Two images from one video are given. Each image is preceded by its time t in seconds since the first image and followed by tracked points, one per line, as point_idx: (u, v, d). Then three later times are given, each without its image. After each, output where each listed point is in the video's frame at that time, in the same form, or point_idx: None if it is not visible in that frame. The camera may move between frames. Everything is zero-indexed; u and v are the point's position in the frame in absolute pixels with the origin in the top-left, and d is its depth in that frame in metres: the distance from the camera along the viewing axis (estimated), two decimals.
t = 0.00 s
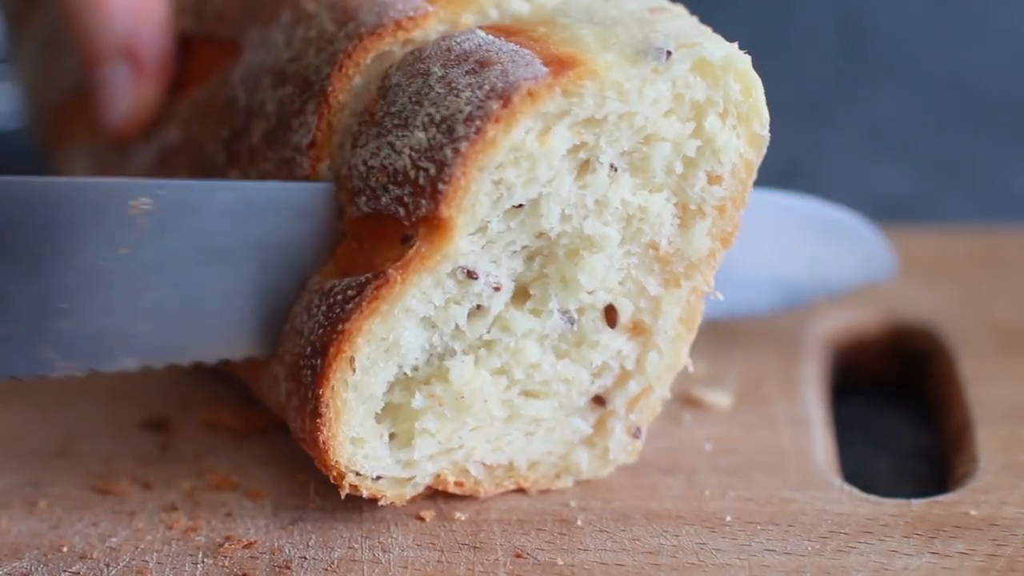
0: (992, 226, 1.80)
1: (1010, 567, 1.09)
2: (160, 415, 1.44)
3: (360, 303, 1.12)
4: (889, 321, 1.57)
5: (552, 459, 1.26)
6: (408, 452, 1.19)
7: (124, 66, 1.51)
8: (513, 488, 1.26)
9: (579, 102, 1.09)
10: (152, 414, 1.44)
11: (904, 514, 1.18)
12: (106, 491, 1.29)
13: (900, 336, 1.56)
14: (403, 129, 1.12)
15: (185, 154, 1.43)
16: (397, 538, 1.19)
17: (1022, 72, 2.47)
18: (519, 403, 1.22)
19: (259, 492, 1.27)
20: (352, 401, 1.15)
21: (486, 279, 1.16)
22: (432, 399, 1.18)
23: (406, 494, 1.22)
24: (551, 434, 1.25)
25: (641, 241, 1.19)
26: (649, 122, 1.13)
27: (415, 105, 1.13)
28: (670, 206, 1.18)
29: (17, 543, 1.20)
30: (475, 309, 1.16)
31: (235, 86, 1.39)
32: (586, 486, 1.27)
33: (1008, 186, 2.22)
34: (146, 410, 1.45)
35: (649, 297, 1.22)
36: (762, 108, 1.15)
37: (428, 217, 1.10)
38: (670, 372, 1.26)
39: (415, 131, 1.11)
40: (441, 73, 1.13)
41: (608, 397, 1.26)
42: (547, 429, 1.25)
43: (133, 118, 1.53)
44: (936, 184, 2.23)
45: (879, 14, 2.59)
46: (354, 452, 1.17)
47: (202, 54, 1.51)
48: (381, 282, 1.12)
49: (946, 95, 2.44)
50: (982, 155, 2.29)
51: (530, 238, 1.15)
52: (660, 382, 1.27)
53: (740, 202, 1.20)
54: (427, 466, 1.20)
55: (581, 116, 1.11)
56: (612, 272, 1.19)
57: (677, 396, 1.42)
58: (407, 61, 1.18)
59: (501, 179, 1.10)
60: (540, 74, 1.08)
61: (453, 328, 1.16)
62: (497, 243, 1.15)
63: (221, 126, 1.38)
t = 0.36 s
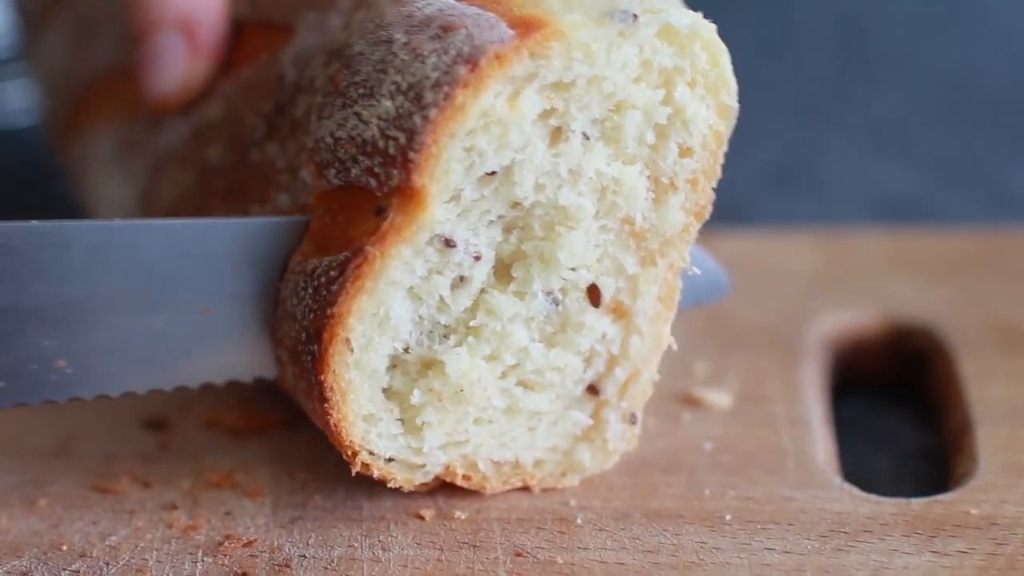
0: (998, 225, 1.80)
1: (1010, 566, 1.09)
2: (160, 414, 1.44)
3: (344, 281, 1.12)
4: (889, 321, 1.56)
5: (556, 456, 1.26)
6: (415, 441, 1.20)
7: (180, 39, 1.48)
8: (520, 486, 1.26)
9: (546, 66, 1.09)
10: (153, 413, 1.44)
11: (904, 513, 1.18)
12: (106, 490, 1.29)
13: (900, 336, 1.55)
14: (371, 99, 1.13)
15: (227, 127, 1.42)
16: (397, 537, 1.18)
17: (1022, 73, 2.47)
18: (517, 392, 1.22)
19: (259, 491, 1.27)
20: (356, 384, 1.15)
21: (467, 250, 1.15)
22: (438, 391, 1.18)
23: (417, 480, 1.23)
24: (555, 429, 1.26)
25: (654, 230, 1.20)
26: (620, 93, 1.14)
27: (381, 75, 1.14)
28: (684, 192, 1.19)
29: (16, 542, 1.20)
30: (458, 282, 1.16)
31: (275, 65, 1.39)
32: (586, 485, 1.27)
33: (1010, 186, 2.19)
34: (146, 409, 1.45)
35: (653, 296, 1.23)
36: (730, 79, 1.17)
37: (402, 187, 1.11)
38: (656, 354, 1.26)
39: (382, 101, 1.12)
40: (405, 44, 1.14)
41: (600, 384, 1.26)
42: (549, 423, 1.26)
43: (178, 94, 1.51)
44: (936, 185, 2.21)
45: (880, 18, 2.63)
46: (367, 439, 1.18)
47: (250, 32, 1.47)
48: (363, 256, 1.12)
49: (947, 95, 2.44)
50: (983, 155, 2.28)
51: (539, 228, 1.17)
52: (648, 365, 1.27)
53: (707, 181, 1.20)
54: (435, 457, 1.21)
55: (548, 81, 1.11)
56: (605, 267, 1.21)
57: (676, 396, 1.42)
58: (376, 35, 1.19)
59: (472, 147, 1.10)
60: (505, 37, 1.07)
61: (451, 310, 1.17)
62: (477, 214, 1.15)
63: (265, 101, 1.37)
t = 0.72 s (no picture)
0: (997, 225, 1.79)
1: (1011, 564, 1.08)
2: (159, 413, 1.44)
3: (410, 239, 1.13)
4: (889, 320, 1.57)
5: (584, 445, 1.27)
6: (457, 409, 1.21)
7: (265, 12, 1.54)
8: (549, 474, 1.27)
9: (630, 54, 1.11)
10: (152, 411, 1.44)
11: (905, 511, 1.17)
12: (106, 488, 1.29)
13: (900, 336, 1.56)
14: (454, 66, 1.14)
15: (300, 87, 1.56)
16: (397, 535, 1.18)
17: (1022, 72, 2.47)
18: (557, 373, 1.24)
19: (260, 488, 1.28)
20: (408, 345, 1.17)
21: (526, 224, 1.17)
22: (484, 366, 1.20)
23: (454, 449, 1.23)
24: (584, 416, 1.27)
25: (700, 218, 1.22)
26: (693, 85, 1.16)
27: (467, 44, 1.15)
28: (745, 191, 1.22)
29: (16, 540, 1.20)
30: (513, 255, 1.17)
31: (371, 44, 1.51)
32: (586, 484, 1.27)
33: (1011, 185, 2.20)
34: (146, 409, 1.45)
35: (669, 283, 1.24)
36: (796, 90, 1.19)
37: (478, 152, 1.11)
38: (690, 348, 1.28)
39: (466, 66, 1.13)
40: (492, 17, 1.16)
41: (635, 373, 1.28)
42: (584, 408, 1.27)
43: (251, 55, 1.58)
44: (936, 185, 2.21)
45: (880, 16, 2.60)
46: (413, 400, 1.19)
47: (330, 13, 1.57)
48: (432, 215, 1.13)
49: (946, 96, 2.45)
50: (984, 156, 2.28)
51: (597, 211, 1.19)
52: (681, 359, 1.29)
53: (758, 187, 1.23)
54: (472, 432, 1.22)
55: (627, 69, 1.12)
56: (654, 256, 1.23)
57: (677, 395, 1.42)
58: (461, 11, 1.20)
59: (548, 122, 1.11)
60: (597, 20, 1.09)
61: (508, 280, 1.18)
62: (538, 188, 1.16)
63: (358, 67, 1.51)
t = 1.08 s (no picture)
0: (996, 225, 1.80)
1: (1011, 566, 1.08)
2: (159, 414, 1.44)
3: (439, 219, 1.13)
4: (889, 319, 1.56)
5: (592, 446, 1.28)
6: (470, 398, 1.20)
7: None
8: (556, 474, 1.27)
9: (665, 57, 1.16)
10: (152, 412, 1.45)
11: (904, 513, 1.18)
12: (107, 491, 1.29)
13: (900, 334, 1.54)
14: (494, 60, 1.19)
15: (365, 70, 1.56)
16: (397, 538, 1.19)
17: None
18: (572, 369, 1.25)
19: (260, 491, 1.28)
20: (428, 325, 1.16)
21: (551, 220, 1.18)
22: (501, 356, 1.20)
23: (462, 441, 1.21)
24: (596, 416, 1.28)
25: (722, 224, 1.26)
26: (724, 94, 1.20)
27: (507, 41, 1.20)
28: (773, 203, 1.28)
29: (16, 542, 1.20)
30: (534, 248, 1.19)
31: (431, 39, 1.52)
32: (586, 485, 1.27)
33: (1010, 186, 2.19)
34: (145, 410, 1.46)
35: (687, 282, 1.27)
36: (824, 111, 1.24)
37: (511, 139, 1.14)
38: (707, 357, 1.30)
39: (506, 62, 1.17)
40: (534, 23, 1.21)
41: (650, 376, 1.29)
42: (596, 407, 1.28)
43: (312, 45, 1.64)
44: (936, 185, 2.21)
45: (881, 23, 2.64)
46: (427, 382, 1.17)
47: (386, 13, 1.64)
48: (461, 197, 1.14)
49: (946, 94, 2.45)
50: (984, 156, 2.28)
51: (623, 207, 1.22)
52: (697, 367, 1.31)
53: (784, 202, 1.28)
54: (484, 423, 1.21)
55: (661, 71, 1.17)
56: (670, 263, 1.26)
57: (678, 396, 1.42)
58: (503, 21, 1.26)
59: (582, 115, 1.15)
60: (634, 22, 1.14)
61: (531, 272, 1.19)
62: (564, 184, 1.18)
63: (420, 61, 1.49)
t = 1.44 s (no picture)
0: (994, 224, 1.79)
1: (1010, 567, 1.09)
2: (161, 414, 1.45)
3: (432, 210, 1.14)
4: (889, 321, 1.56)
5: (588, 449, 1.27)
6: (469, 392, 1.19)
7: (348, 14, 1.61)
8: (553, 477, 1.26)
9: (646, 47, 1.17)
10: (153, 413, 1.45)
11: (904, 514, 1.18)
12: (107, 491, 1.29)
13: (899, 335, 1.54)
14: (478, 52, 1.20)
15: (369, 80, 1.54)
16: (398, 539, 1.19)
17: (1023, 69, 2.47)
18: (566, 364, 1.24)
19: (260, 492, 1.28)
20: (427, 315, 1.15)
21: (541, 210, 1.19)
22: (497, 349, 1.19)
23: (464, 436, 1.20)
24: (595, 418, 1.27)
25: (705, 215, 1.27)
26: (702, 81, 1.21)
27: (491, 34, 1.22)
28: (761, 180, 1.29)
29: (17, 543, 1.20)
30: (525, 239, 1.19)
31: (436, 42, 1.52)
32: (586, 485, 1.27)
33: (1009, 185, 2.18)
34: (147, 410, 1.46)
35: (677, 271, 1.27)
36: (801, 101, 1.27)
37: (501, 127, 1.14)
38: (693, 351, 1.30)
39: (492, 54, 1.18)
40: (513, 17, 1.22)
41: (641, 371, 1.28)
42: (591, 404, 1.27)
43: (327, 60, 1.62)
44: (934, 184, 2.21)
45: (878, 24, 2.65)
46: (428, 376, 1.16)
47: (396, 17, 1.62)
48: (456, 186, 1.14)
49: (945, 92, 2.45)
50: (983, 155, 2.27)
51: (606, 200, 1.22)
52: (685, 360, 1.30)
53: (765, 190, 1.30)
54: (483, 419, 1.20)
55: (643, 60, 1.18)
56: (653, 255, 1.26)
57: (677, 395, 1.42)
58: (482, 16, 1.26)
59: (569, 104, 1.16)
60: (618, 11, 1.15)
61: (524, 264, 1.20)
62: (552, 176, 1.19)
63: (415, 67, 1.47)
